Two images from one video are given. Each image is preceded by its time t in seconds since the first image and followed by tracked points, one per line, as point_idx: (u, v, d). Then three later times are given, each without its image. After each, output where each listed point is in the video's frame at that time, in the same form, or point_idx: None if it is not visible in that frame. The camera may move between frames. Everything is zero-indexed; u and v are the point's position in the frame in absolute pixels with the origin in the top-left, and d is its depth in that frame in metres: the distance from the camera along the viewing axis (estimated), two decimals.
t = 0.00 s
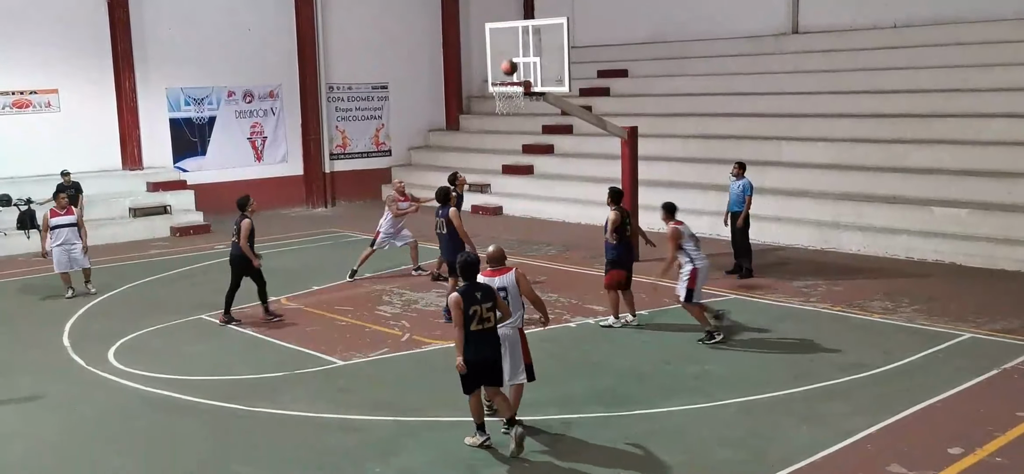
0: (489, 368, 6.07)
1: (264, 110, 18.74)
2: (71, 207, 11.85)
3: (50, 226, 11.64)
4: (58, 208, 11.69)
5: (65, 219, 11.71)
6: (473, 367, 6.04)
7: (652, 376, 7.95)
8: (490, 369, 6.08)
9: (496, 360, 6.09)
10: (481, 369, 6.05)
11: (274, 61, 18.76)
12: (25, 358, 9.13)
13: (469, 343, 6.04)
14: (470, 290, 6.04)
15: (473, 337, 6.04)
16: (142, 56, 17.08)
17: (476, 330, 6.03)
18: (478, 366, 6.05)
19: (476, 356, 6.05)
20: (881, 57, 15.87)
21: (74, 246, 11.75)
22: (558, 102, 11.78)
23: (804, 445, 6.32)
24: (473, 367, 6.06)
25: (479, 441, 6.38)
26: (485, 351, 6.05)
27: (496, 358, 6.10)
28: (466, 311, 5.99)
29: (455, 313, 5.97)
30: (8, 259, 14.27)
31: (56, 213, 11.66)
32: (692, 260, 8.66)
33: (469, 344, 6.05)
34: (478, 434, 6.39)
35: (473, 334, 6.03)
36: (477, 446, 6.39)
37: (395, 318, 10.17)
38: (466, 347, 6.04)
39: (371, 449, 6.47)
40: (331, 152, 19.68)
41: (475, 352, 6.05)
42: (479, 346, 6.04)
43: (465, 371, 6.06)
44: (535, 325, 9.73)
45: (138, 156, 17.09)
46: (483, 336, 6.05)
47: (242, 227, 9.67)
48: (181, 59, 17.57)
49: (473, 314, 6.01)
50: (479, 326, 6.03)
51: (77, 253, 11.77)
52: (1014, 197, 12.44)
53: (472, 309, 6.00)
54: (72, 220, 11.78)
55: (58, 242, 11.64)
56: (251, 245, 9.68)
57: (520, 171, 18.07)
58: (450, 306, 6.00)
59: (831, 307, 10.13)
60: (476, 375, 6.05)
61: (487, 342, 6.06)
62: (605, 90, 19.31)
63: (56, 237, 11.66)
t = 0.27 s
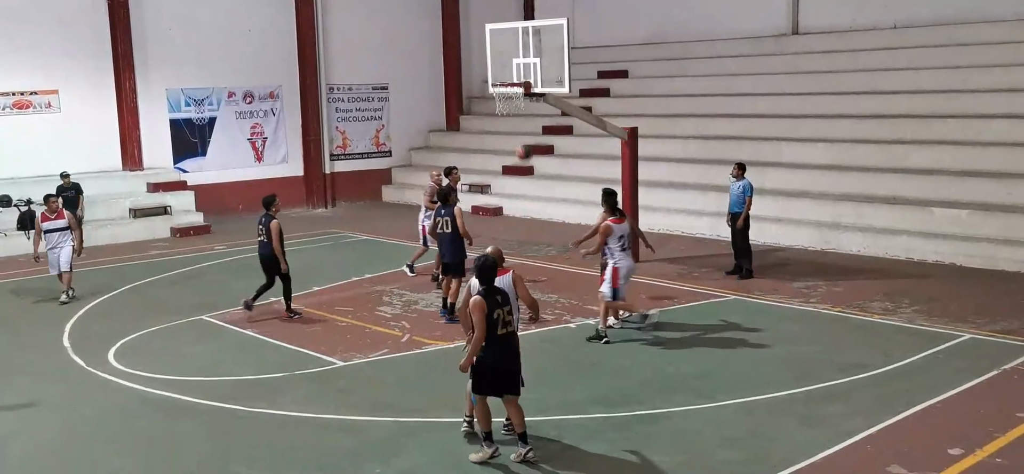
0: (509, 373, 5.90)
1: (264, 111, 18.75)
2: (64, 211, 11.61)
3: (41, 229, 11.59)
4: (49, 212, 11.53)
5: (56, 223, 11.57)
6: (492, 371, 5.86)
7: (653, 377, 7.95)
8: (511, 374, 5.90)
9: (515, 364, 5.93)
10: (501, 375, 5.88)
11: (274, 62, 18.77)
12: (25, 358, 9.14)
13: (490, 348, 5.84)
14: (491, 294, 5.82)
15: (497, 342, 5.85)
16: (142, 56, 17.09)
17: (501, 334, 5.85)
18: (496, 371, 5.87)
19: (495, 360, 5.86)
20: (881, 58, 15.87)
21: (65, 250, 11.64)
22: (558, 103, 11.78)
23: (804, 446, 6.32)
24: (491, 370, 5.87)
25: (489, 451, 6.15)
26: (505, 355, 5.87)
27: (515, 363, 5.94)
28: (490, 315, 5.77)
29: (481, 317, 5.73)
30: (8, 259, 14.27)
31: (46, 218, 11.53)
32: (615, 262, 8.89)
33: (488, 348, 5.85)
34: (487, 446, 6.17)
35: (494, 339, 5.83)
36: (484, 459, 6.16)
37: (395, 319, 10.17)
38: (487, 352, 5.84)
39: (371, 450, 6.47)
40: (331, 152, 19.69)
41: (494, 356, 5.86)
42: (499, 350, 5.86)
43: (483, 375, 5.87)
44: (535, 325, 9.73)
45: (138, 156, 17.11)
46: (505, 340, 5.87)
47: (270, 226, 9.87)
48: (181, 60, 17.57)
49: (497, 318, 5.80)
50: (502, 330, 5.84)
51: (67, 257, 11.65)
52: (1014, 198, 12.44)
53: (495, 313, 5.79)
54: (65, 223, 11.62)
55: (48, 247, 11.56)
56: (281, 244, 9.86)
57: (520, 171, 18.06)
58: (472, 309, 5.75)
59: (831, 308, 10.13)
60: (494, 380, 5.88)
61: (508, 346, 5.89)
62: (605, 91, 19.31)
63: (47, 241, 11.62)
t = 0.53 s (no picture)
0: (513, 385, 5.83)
1: (265, 112, 18.75)
2: (54, 216, 11.43)
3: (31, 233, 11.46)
4: (38, 216, 11.39)
5: (45, 228, 11.40)
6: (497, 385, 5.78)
7: (653, 377, 7.95)
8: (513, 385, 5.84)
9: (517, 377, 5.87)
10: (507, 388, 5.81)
11: (274, 63, 18.77)
12: (25, 359, 9.13)
13: (494, 361, 5.79)
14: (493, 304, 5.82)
15: (501, 353, 5.81)
16: (142, 57, 17.08)
17: (504, 346, 5.82)
18: (500, 383, 5.79)
19: (498, 373, 5.78)
20: (881, 59, 15.87)
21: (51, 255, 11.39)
22: (558, 104, 11.78)
23: (805, 447, 6.30)
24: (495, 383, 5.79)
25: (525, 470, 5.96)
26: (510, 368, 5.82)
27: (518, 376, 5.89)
28: (491, 326, 5.75)
29: (483, 327, 5.71)
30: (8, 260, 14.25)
31: (36, 222, 11.39)
32: (554, 264, 9.04)
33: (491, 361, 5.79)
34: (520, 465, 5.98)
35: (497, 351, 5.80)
36: None
37: (395, 319, 10.17)
38: (491, 365, 5.78)
39: (371, 451, 6.46)
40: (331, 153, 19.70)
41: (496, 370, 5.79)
42: (503, 363, 5.81)
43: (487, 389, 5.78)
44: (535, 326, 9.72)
45: (138, 157, 17.12)
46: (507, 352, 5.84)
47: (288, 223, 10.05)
48: (180, 60, 17.56)
49: (498, 329, 5.80)
50: (503, 342, 5.83)
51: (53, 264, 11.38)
52: (1014, 198, 12.42)
53: (496, 325, 5.79)
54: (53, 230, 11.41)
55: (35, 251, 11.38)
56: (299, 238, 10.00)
57: (521, 172, 18.05)
58: (472, 322, 5.72)
59: (831, 309, 10.13)
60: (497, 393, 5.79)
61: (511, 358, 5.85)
62: (606, 91, 19.31)
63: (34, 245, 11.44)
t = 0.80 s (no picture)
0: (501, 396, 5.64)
1: (265, 112, 18.75)
2: (39, 218, 11.19)
3: (16, 233, 11.24)
4: (23, 217, 11.13)
5: (30, 230, 11.15)
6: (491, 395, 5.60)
7: (653, 377, 7.95)
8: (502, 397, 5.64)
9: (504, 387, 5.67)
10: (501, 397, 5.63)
11: (274, 64, 18.77)
12: (25, 359, 9.13)
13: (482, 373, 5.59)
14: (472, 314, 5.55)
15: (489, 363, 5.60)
16: (142, 57, 17.08)
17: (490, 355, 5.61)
18: (492, 393, 5.60)
19: (482, 385, 5.60)
20: (882, 59, 15.87)
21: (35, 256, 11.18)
22: (558, 104, 11.78)
23: (805, 448, 6.30)
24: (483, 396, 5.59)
25: None
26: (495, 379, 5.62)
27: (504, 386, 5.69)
28: (477, 340, 5.50)
29: (468, 344, 5.45)
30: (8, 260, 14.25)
31: (21, 223, 11.13)
32: (524, 258, 9.52)
33: (474, 374, 5.58)
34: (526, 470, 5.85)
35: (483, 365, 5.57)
36: None
37: (396, 319, 10.17)
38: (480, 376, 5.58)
39: (372, 451, 6.46)
40: (331, 154, 19.69)
41: (479, 381, 5.60)
42: (492, 372, 5.61)
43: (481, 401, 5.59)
44: (535, 326, 9.72)
45: (138, 158, 17.14)
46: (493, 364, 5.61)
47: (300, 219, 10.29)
48: (180, 60, 17.56)
49: (483, 343, 5.55)
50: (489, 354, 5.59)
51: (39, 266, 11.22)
52: (1015, 199, 12.42)
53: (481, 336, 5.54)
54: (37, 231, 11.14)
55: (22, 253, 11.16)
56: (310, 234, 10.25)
57: (521, 172, 18.06)
58: (457, 339, 5.45)
59: (832, 309, 10.12)
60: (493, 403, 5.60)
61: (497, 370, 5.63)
62: (606, 91, 19.31)
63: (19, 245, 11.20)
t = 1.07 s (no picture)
0: (467, 406, 5.32)
1: (265, 107, 18.74)
2: (14, 219, 11.15)
3: None
4: None
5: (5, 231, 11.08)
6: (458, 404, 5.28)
7: (654, 372, 7.94)
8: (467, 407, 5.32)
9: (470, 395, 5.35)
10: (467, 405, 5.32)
11: (274, 59, 18.76)
12: (25, 356, 9.12)
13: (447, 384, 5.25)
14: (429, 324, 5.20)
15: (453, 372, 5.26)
16: (142, 52, 17.06)
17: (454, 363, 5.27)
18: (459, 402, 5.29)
19: (449, 396, 5.27)
20: (882, 54, 15.85)
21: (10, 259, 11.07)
22: (558, 99, 11.76)
23: (806, 443, 6.30)
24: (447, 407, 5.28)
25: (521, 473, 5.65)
26: (460, 391, 5.28)
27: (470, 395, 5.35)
28: (436, 351, 5.15)
29: (422, 358, 5.11)
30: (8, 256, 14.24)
31: None
32: (515, 237, 9.90)
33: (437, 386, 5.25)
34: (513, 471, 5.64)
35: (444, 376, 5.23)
36: None
37: (396, 315, 10.16)
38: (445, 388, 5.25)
39: (373, 447, 6.45)
40: (331, 149, 19.68)
41: (446, 392, 5.27)
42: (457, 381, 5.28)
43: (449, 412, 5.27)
44: (535, 322, 9.71)
45: (139, 153, 17.14)
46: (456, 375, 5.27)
47: (311, 211, 10.50)
48: (180, 56, 17.54)
49: (443, 354, 5.19)
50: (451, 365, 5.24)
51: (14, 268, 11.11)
52: (1015, 193, 12.42)
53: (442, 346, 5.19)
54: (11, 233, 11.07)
55: None
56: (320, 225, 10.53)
57: (521, 167, 18.05)
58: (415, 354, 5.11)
59: (832, 304, 10.12)
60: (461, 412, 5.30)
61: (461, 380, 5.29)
62: (606, 86, 19.29)
63: None
